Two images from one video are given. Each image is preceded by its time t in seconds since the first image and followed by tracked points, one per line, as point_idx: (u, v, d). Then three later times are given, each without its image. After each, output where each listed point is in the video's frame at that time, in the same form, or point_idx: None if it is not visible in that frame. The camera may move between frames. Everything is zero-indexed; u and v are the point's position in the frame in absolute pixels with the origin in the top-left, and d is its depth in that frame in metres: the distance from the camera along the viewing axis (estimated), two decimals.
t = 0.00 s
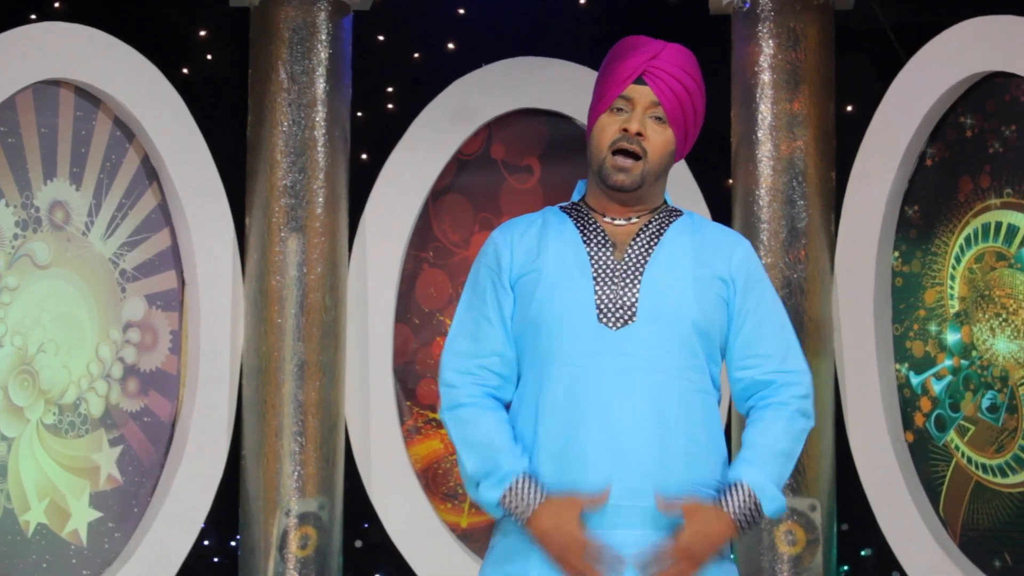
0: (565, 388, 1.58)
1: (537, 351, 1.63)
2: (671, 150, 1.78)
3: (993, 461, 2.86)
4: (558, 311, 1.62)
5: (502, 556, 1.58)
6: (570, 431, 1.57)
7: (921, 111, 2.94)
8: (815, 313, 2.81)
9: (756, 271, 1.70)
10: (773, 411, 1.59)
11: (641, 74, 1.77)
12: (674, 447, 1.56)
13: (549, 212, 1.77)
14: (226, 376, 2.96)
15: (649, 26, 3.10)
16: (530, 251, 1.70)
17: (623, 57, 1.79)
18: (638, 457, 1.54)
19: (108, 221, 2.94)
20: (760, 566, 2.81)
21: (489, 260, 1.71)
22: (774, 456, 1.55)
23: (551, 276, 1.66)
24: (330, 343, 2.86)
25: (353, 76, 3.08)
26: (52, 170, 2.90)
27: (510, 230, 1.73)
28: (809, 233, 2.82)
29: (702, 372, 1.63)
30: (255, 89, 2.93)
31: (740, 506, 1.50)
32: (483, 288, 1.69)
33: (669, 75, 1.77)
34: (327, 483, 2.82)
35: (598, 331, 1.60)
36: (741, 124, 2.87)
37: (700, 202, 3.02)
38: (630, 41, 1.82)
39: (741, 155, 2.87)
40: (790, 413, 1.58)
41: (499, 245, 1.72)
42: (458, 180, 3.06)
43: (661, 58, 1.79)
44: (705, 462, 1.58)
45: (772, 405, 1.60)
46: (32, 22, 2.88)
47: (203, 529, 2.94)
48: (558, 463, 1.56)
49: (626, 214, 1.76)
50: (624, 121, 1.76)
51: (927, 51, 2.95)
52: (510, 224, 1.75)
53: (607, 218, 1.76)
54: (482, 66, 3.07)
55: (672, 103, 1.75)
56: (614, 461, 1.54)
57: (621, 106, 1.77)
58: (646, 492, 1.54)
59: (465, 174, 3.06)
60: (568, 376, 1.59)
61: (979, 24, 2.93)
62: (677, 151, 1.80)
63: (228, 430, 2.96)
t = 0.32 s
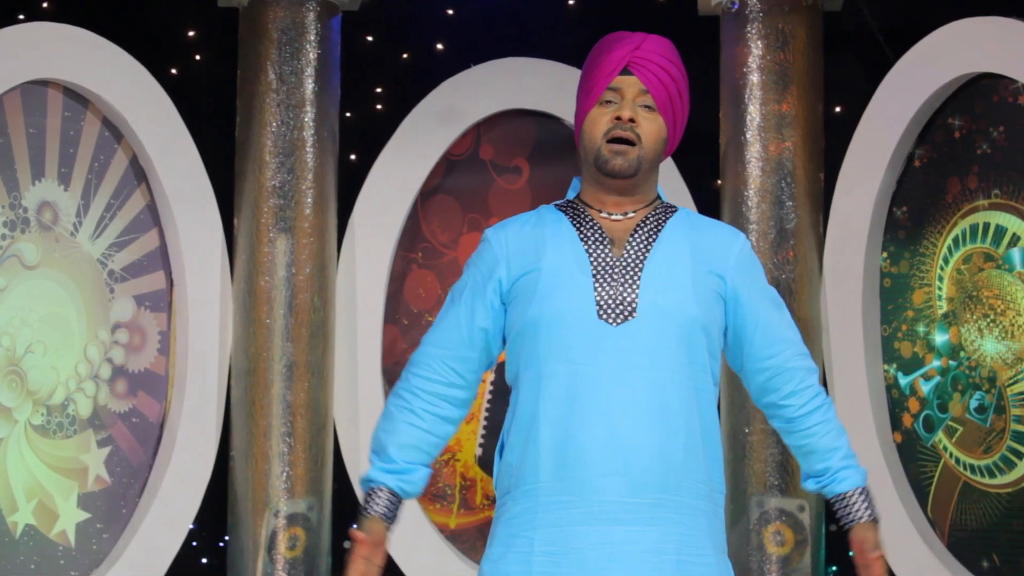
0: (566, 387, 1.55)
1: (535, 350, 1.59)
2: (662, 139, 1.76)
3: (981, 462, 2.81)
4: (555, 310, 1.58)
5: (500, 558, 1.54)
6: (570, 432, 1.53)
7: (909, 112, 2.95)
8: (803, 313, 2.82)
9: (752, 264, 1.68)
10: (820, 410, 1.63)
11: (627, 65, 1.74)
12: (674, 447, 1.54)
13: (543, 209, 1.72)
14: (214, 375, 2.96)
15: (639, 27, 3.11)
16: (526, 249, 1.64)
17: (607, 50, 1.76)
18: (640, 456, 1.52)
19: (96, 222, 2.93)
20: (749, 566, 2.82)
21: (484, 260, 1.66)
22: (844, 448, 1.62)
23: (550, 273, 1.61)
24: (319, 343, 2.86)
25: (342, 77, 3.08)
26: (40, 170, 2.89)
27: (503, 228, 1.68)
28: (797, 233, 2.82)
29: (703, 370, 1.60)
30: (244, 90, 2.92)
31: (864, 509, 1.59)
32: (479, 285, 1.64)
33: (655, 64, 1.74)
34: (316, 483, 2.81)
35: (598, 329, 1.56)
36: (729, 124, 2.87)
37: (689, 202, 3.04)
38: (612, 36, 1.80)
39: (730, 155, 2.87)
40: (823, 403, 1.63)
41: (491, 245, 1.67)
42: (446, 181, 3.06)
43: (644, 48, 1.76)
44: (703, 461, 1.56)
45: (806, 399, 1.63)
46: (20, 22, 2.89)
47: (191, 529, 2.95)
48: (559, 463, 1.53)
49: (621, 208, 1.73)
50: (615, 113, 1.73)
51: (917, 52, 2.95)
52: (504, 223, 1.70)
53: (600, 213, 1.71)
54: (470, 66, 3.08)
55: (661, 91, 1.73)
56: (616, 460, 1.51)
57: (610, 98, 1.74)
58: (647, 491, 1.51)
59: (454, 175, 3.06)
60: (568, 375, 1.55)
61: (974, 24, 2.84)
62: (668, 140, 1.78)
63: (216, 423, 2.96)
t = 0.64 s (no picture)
0: (560, 387, 1.55)
1: (528, 349, 1.58)
2: (654, 137, 1.74)
3: (968, 462, 2.80)
4: (549, 310, 1.57)
5: (495, 558, 1.54)
6: (565, 431, 1.53)
7: (897, 113, 2.96)
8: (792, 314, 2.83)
9: (744, 257, 1.67)
10: (829, 391, 1.64)
11: (616, 63, 1.72)
12: (669, 447, 1.53)
13: (534, 208, 1.71)
14: (202, 375, 2.96)
15: (629, 28, 3.12)
16: (519, 248, 1.63)
17: (596, 50, 1.75)
18: (635, 455, 1.52)
19: (84, 222, 2.93)
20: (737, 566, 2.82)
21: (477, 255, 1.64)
22: (857, 423, 1.64)
23: (543, 272, 1.60)
24: (308, 343, 2.85)
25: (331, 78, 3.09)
26: (28, 170, 2.89)
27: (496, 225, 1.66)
28: (786, 234, 2.83)
29: (696, 369, 1.59)
30: (233, 90, 2.92)
31: (887, 478, 1.62)
32: (471, 280, 1.63)
33: (644, 62, 1.73)
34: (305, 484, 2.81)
35: (592, 329, 1.56)
36: (718, 125, 2.87)
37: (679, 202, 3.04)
38: (599, 36, 1.78)
39: (718, 156, 2.87)
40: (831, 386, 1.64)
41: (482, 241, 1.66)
42: (435, 181, 3.06)
43: (633, 47, 1.75)
44: (697, 461, 1.56)
45: (812, 383, 1.63)
46: (8, 22, 2.90)
47: (180, 530, 2.96)
48: (554, 461, 1.53)
49: (613, 207, 1.71)
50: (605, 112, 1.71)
51: (905, 52, 2.95)
52: (496, 220, 1.69)
53: (593, 212, 1.70)
54: (459, 66, 3.08)
55: (651, 88, 1.71)
56: (611, 458, 1.51)
57: (600, 97, 1.72)
58: (643, 491, 1.51)
59: (443, 175, 3.06)
60: (561, 374, 1.55)
61: (969, 26, 2.78)
62: (660, 137, 1.76)
63: (205, 420, 2.96)
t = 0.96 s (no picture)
0: (548, 388, 1.54)
1: (517, 351, 1.58)
2: (644, 140, 1.72)
3: (956, 461, 2.80)
4: (537, 312, 1.57)
5: (483, 558, 1.54)
6: (553, 432, 1.52)
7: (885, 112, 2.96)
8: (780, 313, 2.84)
9: (733, 257, 1.66)
10: (819, 391, 1.62)
11: (604, 67, 1.70)
12: (658, 448, 1.53)
13: (524, 209, 1.70)
14: (191, 373, 2.96)
15: (618, 27, 3.12)
16: (508, 249, 1.63)
17: (584, 53, 1.72)
18: (624, 456, 1.51)
19: (73, 220, 2.93)
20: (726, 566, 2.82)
21: (468, 257, 1.64)
22: (848, 424, 1.63)
23: (532, 273, 1.60)
24: (297, 342, 2.85)
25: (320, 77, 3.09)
26: (16, 169, 2.88)
27: (487, 226, 1.66)
28: (774, 233, 2.83)
29: (684, 371, 1.58)
30: (222, 89, 2.92)
31: (876, 480, 1.61)
32: (462, 280, 1.63)
33: (633, 65, 1.70)
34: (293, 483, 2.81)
35: (579, 331, 1.55)
36: (707, 124, 2.87)
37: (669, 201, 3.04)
38: (588, 36, 1.75)
39: (707, 155, 2.87)
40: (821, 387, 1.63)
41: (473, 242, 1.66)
42: (424, 181, 3.06)
43: (622, 50, 1.72)
44: (686, 462, 1.55)
45: (803, 385, 1.62)
46: None
47: (168, 529, 2.95)
48: (543, 463, 1.52)
49: (603, 210, 1.70)
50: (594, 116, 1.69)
51: (892, 52, 2.96)
52: (487, 221, 1.69)
53: (582, 213, 1.69)
54: (449, 65, 3.08)
55: (640, 91, 1.68)
56: (600, 459, 1.51)
57: (589, 101, 1.70)
58: (632, 492, 1.51)
59: (431, 174, 3.06)
60: (549, 376, 1.54)
61: (957, 25, 2.78)
62: (650, 140, 1.74)
63: (192, 423, 2.95)
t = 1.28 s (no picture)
0: (539, 390, 1.53)
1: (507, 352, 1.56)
2: (633, 139, 1.70)
3: (946, 457, 2.81)
4: (527, 313, 1.56)
5: (475, 554, 1.53)
6: (545, 431, 1.52)
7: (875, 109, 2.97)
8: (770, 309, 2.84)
9: (725, 254, 1.64)
10: (811, 387, 1.62)
11: (592, 67, 1.68)
12: (649, 449, 1.52)
13: (514, 207, 1.68)
14: (181, 369, 2.95)
15: (607, 23, 3.13)
16: (498, 249, 1.61)
17: (572, 54, 1.71)
18: (615, 458, 1.50)
19: (62, 217, 2.93)
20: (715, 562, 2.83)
21: (457, 256, 1.63)
22: (841, 419, 1.63)
23: (522, 275, 1.58)
24: (287, 339, 2.85)
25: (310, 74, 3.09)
26: (7, 166, 2.90)
27: (476, 225, 1.65)
28: (764, 229, 2.83)
29: (675, 372, 1.57)
30: (211, 86, 2.91)
31: (870, 474, 1.61)
32: (452, 279, 1.61)
33: (621, 64, 1.69)
34: (283, 480, 2.81)
35: (570, 334, 1.54)
36: (697, 121, 2.88)
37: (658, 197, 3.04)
38: (576, 36, 1.74)
39: (697, 151, 2.88)
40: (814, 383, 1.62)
41: (463, 241, 1.64)
42: (414, 177, 3.06)
43: (610, 50, 1.71)
44: (678, 462, 1.55)
45: (795, 381, 1.61)
46: None
47: (158, 526, 2.95)
48: (534, 465, 1.51)
49: (594, 210, 1.68)
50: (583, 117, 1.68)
51: (882, 48, 2.96)
52: (477, 220, 1.67)
53: (573, 213, 1.67)
54: (439, 61, 3.08)
55: (629, 90, 1.67)
56: (591, 461, 1.50)
57: (578, 102, 1.69)
58: (623, 493, 1.50)
59: (422, 170, 3.07)
60: (539, 378, 1.53)
61: (945, 22, 2.79)
62: (639, 139, 1.72)
63: (182, 417, 2.94)
